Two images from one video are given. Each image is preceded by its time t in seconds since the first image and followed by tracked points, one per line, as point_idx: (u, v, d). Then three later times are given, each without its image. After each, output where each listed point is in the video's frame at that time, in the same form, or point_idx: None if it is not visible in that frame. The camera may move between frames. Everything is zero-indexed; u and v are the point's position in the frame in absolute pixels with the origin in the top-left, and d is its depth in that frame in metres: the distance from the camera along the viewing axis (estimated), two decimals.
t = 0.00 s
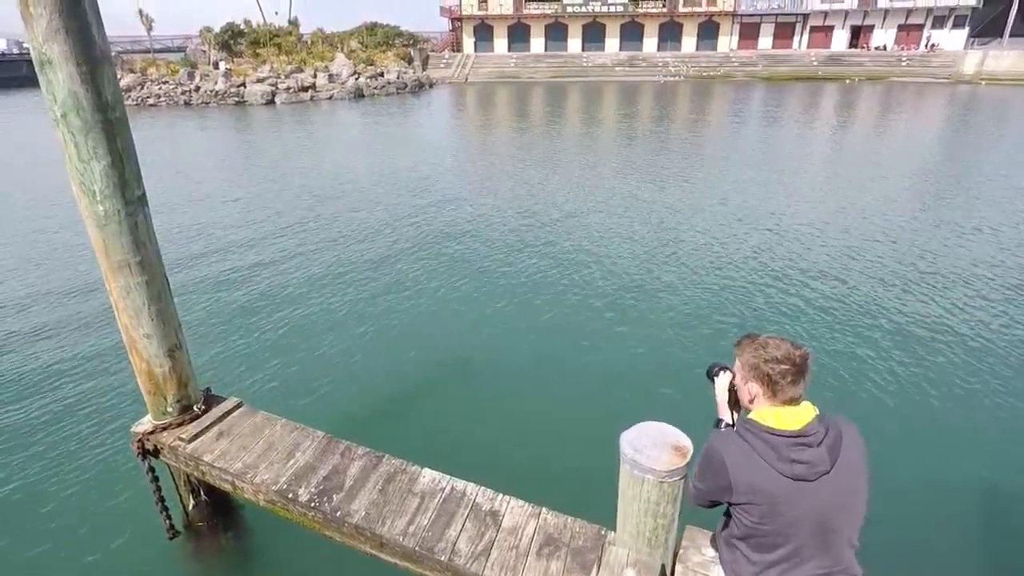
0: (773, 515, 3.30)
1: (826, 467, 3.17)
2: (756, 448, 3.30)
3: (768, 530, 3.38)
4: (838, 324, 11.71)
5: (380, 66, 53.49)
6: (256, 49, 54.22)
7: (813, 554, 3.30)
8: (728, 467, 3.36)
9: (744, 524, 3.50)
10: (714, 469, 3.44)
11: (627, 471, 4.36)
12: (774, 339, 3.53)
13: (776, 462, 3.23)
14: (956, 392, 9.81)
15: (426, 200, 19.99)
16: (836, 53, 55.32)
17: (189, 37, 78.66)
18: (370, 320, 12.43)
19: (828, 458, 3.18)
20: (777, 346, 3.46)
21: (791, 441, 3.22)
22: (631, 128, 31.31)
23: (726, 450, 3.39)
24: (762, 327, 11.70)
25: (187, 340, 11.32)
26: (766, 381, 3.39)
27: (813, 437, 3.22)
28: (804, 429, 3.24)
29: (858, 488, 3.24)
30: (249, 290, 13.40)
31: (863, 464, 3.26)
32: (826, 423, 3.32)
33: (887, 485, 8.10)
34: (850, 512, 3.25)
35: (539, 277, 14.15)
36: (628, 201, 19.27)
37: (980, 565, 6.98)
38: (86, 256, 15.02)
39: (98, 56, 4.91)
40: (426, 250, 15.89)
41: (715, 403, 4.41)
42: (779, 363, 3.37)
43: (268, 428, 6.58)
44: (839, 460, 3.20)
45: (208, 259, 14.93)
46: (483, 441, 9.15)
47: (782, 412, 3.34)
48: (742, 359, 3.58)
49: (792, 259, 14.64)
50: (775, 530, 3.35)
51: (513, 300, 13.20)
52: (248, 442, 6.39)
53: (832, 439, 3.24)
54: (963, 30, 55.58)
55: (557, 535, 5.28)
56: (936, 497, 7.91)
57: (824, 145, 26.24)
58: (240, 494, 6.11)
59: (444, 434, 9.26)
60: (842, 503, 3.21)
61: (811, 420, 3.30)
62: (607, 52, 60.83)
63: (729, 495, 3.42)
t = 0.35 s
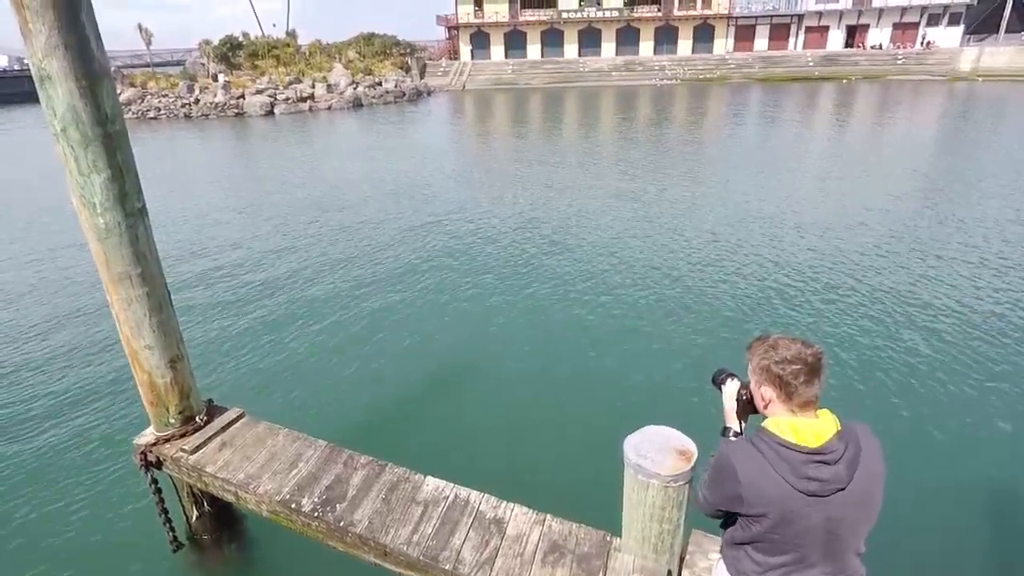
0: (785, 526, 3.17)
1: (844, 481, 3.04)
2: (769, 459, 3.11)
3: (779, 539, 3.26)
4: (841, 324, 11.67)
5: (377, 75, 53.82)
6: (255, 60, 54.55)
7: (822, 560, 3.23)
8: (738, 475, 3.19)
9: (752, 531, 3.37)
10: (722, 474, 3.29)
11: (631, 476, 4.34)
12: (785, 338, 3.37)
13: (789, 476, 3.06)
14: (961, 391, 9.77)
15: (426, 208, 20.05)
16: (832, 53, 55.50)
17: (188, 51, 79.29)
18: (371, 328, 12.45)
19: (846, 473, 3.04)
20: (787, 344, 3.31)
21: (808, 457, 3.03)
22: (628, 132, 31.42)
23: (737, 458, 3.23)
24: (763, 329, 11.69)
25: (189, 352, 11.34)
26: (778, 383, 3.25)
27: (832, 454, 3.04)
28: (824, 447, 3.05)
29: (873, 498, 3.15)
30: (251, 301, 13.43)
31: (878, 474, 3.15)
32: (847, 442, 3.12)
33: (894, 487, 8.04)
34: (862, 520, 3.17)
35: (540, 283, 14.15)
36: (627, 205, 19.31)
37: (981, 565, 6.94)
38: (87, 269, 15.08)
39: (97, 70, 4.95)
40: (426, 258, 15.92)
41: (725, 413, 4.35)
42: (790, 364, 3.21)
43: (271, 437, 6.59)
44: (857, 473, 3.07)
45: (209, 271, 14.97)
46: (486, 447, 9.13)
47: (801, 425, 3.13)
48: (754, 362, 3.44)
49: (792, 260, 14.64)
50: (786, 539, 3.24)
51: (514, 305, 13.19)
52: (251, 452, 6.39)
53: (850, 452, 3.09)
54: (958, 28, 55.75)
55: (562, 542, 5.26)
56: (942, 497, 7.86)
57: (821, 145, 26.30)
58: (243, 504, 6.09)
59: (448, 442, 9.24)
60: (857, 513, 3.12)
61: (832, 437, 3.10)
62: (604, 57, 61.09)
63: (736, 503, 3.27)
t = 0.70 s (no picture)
0: (825, 542, 3.06)
1: (884, 492, 2.96)
2: (807, 475, 3.01)
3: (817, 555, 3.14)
4: (844, 329, 11.63)
5: (381, 77, 53.87)
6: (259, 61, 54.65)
7: None
8: (775, 490, 3.08)
9: (788, 548, 3.24)
10: (757, 489, 3.18)
11: (633, 480, 4.31)
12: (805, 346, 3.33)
13: (829, 492, 2.96)
14: (965, 396, 9.71)
15: (429, 209, 20.05)
16: (837, 58, 55.41)
17: (192, 52, 79.55)
18: (373, 329, 12.44)
19: (886, 483, 2.97)
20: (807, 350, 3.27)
21: (847, 472, 2.94)
22: (632, 134, 31.39)
23: (773, 474, 3.13)
24: (766, 333, 11.64)
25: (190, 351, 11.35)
26: (804, 393, 3.19)
27: (873, 469, 2.95)
28: (865, 461, 2.95)
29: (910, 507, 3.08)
30: (253, 301, 13.43)
31: (914, 483, 3.08)
32: (886, 455, 3.05)
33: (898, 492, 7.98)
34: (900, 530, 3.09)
35: (542, 285, 14.13)
36: (630, 208, 19.28)
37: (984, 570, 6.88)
38: (90, 268, 15.11)
39: (101, 71, 4.95)
40: (429, 259, 15.91)
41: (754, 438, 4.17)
42: (812, 371, 3.15)
43: (271, 439, 6.57)
44: (896, 483, 3.00)
45: (212, 271, 14.99)
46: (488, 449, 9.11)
47: (836, 437, 3.03)
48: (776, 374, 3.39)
49: (795, 264, 14.58)
50: (825, 556, 3.11)
51: (516, 308, 13.17)
52: (252, 453, 6.38)
53: (889, 462, 3.02)
54: (964, 33, 55.59)
55: (563, 545, 5.24)
56: (946, 503, 7.82)
57: (826, 150, 26.23)
58: (244, 505, 6.08)
59: (449, 444, 9.21)
60: (894, 522, 3.04)
61: (870, 450, 3.01)
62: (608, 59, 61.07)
63: (771, 519, 3.17)
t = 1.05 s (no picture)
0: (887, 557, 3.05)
1: (946, 505, 2.98)
2: (870, 491, 3.01)
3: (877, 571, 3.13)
4: (845, 328, 11.61)
5: (380, 80, 53.98)
6: (258, 66, 54.75)
7: None
8: (836, 506, 3.08)
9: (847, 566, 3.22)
10: (818, 504, 3.16)
11: (634, 481, 4.31)
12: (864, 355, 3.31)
13: (895, 507, 2.97)
14: (967, 394, 9.68)
15: (429, 212, 20.08)
16: (835, 57, 55.50)
17: (193, 57, 79.82)
18: (374, 332, 12.43)
19: (948, 496, 2.98)
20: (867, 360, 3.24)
21: (912, 486, 2.95)
22: (631, 136, 31.44)
23: (835, 490, 3.11)
24: (768, 332, 11.63)
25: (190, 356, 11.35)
26: (862, 402, 3.17)
27: (938, 482, 2.97)
28: (929, 474, 2.97)
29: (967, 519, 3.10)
30: (253, 306, 13.43)
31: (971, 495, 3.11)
32: (947, 467, 3.06)
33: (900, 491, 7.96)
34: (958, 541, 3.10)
35: (543, 287, 14.12)
36: (630, 209, 19.30)
37: (989, 570, 6.82)
38: (90, 274, 15.15)
39: (100, 77, 4.96)
40: (430, 262, 15.92)
41: (794, 454, 4.14)
42: (872, 380, 3.13)
43: (272, 443, 6.56)
44: (956, 495, 3.01)
45: (213, 275, 15.00)
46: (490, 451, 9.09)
47: (898, 450, 3.02)
48: (830, 382, 3.36)
49: (796, 263, 14.59)
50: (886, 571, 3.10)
51: (517, 309, 13.17)
52: (254, 458, 6.37)
53: (950, 474, 3.03)
54: (962, 32, 55.65)
55: (565, 547, 5.23)
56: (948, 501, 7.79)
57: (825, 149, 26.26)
58: (245, 510, 6.06)
59: (451, 446, 9.20)
60: (954, 534, 3.06)
61: (933, 463, 3.01)
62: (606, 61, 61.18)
63: (832, 536, 3.16)
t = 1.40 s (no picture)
0: None
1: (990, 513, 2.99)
2: (932, 514, 2.89)
3: None
4: (836, 329, 11.67)
5: (373, 84, 53.91)
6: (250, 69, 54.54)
7: None
8: (904, 539, 2.87)
9: None
10: (881, 542, 2.92)
11: (626, 483, 4.29)
12: (866, 382, 3.15)
13: (956, 526, 2.88)
14: (957, 395, 9.75)
15: (422, 215, 20.06)
16: (825, 62, 56.00)
17: (184, 60, 79.39)
18: (366, 336, 12.37)
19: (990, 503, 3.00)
20: (880, 385, 3.09)
21: (968, 500, 2.90)
22: (623, 139, 31.54)
23: (896, 521, 2.93)
24: (760, 334, 11.66)
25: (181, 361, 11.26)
26: (903, 423, 3.02)
27: (983, 491, 2.98)
28: (977, 483, 2.96)
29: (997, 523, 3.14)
30: (245, 310, 13.34)
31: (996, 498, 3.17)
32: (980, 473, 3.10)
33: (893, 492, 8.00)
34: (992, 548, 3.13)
35: (536, 290, 14.12)
36: (623, 212, 19.35)
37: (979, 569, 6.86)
38: (79, 279, 14.99)
39: (89, 80, 4.91)
40: (424, 266, 15.87)
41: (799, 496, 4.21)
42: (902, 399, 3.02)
43: (263, 449, 6.50)
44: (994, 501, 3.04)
45: (204, 280, 14.90)
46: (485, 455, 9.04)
47: (943, 465, 2.98)
48: (860, 419, 3.08)
49: (788, 266, 14.65)
50: None
51: (510, 312, 13.15)
52: (245, 464, 6.31)
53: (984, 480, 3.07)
54: (949, 37, 56.32)
55: (558, 550, 5.20)
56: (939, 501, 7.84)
57: (816, 153, 26.43)
58: (237, 517, 6.00)
59: (446, 450, 9.14)
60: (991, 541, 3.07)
61: (972, 470, 3.03)
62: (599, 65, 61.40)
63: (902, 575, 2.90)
